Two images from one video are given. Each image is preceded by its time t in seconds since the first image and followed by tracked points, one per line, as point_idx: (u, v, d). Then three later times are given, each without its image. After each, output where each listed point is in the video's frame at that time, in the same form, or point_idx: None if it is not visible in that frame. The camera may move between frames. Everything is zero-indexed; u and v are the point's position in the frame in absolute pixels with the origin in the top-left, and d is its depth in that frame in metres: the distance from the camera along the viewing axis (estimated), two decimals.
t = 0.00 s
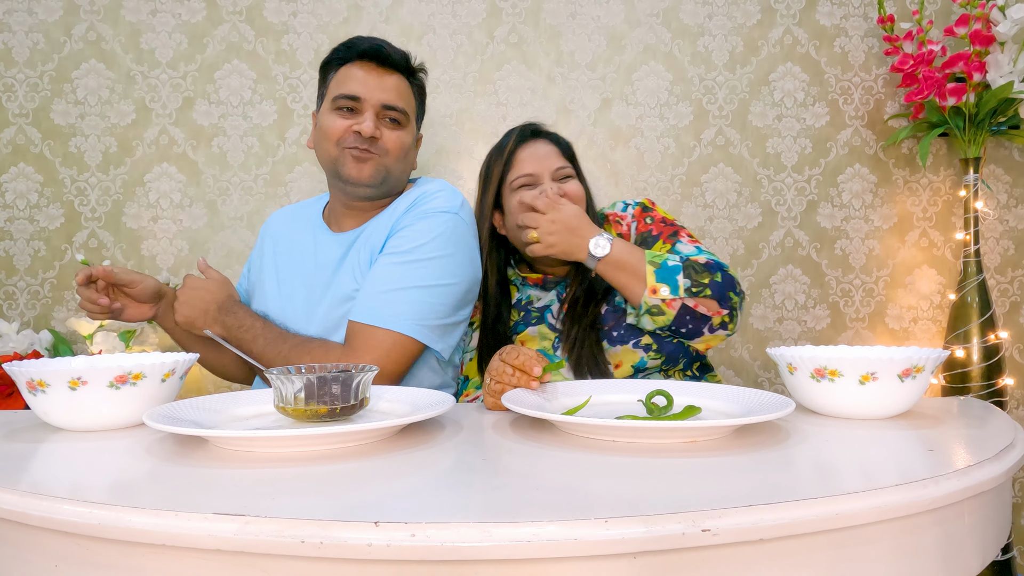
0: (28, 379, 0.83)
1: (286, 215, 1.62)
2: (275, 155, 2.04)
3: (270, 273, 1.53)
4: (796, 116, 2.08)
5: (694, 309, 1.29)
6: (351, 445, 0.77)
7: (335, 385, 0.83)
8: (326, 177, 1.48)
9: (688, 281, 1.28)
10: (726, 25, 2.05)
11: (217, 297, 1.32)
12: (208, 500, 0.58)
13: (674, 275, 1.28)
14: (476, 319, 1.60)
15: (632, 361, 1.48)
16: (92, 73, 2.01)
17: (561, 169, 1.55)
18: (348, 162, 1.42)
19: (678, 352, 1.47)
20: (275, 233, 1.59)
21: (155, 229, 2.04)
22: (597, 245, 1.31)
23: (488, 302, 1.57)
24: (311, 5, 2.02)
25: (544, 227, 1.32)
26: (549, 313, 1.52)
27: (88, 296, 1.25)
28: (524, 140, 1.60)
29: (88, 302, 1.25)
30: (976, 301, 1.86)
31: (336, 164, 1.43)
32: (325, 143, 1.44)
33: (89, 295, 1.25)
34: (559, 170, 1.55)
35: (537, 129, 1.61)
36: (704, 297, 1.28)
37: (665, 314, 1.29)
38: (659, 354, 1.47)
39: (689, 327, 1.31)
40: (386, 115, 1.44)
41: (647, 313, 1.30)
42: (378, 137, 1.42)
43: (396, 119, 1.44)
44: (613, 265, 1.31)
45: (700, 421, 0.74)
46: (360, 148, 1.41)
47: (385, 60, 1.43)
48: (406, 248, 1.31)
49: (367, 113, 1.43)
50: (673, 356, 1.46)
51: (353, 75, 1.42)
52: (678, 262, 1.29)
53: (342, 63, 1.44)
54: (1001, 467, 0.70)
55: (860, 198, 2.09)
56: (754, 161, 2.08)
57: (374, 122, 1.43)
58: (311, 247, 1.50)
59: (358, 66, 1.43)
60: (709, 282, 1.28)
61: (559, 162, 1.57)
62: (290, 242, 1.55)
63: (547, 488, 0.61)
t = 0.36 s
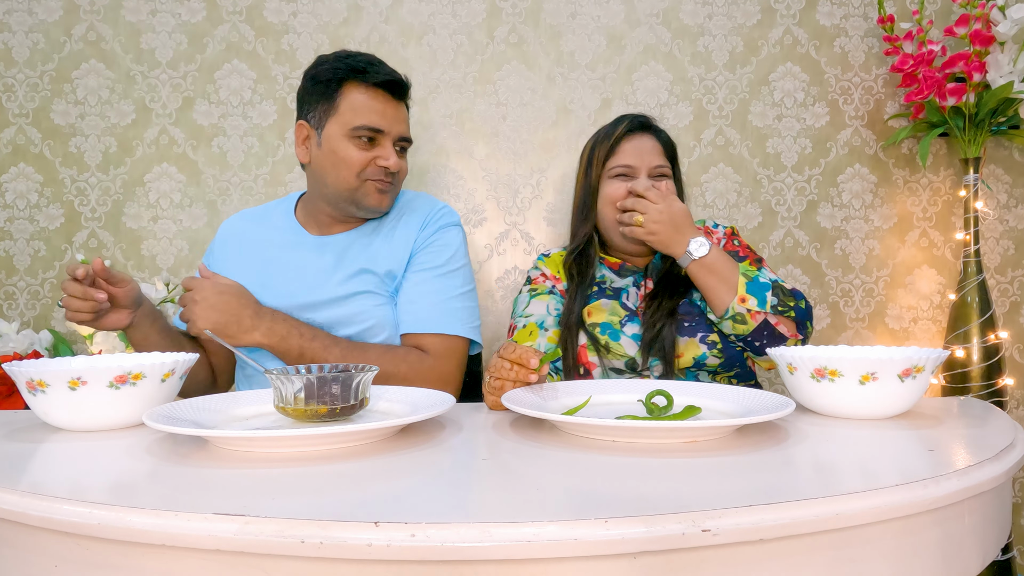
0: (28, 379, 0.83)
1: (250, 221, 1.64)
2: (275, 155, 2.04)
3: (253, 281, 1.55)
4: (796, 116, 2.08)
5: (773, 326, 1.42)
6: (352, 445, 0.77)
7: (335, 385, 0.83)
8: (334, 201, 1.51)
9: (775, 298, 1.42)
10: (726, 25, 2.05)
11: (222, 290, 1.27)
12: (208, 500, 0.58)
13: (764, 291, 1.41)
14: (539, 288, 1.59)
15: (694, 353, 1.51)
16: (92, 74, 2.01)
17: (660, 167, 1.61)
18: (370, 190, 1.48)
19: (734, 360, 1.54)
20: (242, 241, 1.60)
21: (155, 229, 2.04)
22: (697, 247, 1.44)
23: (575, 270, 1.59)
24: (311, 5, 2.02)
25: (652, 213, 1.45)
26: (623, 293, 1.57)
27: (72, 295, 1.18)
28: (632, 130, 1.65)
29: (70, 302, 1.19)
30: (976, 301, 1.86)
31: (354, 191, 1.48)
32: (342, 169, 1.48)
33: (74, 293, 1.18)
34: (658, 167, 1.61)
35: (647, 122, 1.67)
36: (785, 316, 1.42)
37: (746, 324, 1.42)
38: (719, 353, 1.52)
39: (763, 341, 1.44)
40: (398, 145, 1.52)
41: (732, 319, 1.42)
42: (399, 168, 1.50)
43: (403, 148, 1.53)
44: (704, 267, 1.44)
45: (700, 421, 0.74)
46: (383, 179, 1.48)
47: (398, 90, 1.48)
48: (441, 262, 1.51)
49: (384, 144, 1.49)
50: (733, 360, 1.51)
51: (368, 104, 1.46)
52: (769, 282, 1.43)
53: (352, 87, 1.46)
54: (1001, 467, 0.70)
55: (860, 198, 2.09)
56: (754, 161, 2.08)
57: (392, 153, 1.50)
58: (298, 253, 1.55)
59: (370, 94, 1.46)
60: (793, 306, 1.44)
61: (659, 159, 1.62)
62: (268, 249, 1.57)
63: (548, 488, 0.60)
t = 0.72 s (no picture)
0: (28, 379, 0.83)
1: (220, 226, 1.55)
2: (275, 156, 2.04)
3: (240, 288, 1.48)
4: (796, 116, 2.08)
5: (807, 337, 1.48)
6: (352, 445, 0.77)
7: (335, 385, 0.83)
8: (325, 204, 1.47)
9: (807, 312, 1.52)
10: (726, 25, 2.05)
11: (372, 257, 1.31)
12: (208, 500, 0.58)
13: (790, 307, 1.44)
14: (596, 272, 1.70)
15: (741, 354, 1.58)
16: (92, 73, 2.01)
17: (698, 172, 1.77)
18: (363, 191, 1.48)
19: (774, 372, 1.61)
20: (218, 247, 1.52)
21: (155, 229, 2.04)
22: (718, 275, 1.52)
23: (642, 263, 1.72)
24: (312, 5, 2.02)
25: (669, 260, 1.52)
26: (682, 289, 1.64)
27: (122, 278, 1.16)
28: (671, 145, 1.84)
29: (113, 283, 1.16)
30: (976, 301, 1.86)
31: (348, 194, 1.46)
32: (333, 173, 1.44)
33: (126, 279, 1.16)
34: (697, 172, 1.78)
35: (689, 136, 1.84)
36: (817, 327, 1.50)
37: (779, 341, 1.44)
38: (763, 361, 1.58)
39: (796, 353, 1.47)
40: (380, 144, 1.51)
41: (763, 338, 1.45)
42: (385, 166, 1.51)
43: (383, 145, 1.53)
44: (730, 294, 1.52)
45: (700, 421, 0.74)
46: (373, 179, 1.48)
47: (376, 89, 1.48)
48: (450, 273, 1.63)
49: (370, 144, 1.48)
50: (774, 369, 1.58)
51: (349, 106, 1.45)
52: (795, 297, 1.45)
53: (329, 88, 1.44)
54: (1002, 467, 0.70)
55: (860, 198, 2.09)
56: (754, 161, 2.08)
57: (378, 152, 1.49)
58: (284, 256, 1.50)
59: (349, 97, 1.45)
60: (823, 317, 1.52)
61: (698, 165, 1.80)
62: (248, 253, 1.51)
63: (548, 489, 0.61)
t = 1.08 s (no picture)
0: (28, 379, 0.83)
1: (226, 227, 1.55)
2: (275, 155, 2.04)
3: (248, 288, 1.48)
4: (796, 116, 2.08)
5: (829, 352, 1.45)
6: (353, 445, 0.77)
7: (335, 385, 0.82)
8: (302, 216, 1.47)
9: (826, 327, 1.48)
10: (726, 25, 2.05)
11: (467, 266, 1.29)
12: (208, 500, 0.58)
13: (814, 319, 1.46)
14: (613, 270, 1.68)
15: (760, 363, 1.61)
16: (92, 74, 2.01)
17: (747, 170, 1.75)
18: (331, 208, 1.42)
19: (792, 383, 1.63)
20: (225, 248, 1.52)
21: (155, 229, 2.04)
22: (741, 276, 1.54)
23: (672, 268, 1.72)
24: (312, 5, 2.02)
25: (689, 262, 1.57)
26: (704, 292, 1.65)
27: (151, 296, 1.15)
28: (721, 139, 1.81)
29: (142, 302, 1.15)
30: (976, 301, 1.86)
31: (315, 210, 1.43)
32: (296, 190, 1.42)
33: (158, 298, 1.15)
34: (746, 170, 1.75)
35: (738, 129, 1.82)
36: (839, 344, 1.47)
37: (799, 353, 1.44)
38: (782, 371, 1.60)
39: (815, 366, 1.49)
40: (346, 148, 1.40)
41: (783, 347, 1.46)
42: (354, 174, 1.41)
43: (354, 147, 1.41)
44: (752, 298, 1.53)
45: (700, 421, 0.74)
46: (338, 191, 1.41)
47: (324, 93, 1.35)
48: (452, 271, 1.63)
49: (331, 155, 1.38)
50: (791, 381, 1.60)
51: (298, 118, 1.36)
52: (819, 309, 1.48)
53: (279, 103, 1.37)
54: (1002, 467, 0.70)
55: (860, 198, 2.09)
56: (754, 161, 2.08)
57: (342, 162, 1.38)
58: (293, 259, 1.51)
59: (298, 108, 1.36)
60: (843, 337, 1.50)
61: (747, 162, 1.77)
62: (256, 255, 1.51)
63: (549, 488, 0.61)
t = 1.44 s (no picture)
0: (28, 379, 0.83)
1: (226, 227, 1.58)
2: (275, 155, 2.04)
3: (240, 287, 1.50)
4: (796, 116, 2.08)
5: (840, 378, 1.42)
6: (352, 445, 0.77)
7: (335, 385, 0.83)
8: (291, 201, 1.46)
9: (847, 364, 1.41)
10: (726, 25, 2.05)
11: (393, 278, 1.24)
12: (208, 500, 0.58)
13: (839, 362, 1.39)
14: (584, 275, 1.65)
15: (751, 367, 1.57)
16: (92, 73, 2.01)
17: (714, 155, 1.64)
18: (320, 189, 1.41)
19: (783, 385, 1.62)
20: (221, 247, 1.55)
21: (155, 229, 2.04)
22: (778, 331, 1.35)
23: (653, 264, 1.65)
24: (312, 5, 2.02)
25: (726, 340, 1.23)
26: (686, 296, 1.62)
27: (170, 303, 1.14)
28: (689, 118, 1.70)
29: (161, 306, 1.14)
30: (976, 301, 1.86)
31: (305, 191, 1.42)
32: (285, 173, 1.42)
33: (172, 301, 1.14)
34: (713, 153, 1.64)
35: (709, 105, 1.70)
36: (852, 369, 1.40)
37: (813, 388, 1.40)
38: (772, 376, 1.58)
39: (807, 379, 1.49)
40: (335, 130, 1.40)
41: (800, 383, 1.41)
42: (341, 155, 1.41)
43: (344, 129, 1.41)
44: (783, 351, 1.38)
45: (700, 421, 0.74)
46: (327, 171, 1.40)
47: (311, 75, 1.37)
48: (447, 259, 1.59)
49: (319, 136, 1.39)
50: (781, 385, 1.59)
51: (287, 99, 1.37)
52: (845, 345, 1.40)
53: (268, 87, 1.39)
54: (1002, 467, 0.70)
55: (860, 198, 2.09)
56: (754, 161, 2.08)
57: (330, 143, 1.40)
58: (286, 256, 1.51)
59: (286, 89, 1.38)
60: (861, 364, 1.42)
61: (715, 143, 1.65)
62: (249, 254, 1.53)
63: (548, 488, 0.61)
